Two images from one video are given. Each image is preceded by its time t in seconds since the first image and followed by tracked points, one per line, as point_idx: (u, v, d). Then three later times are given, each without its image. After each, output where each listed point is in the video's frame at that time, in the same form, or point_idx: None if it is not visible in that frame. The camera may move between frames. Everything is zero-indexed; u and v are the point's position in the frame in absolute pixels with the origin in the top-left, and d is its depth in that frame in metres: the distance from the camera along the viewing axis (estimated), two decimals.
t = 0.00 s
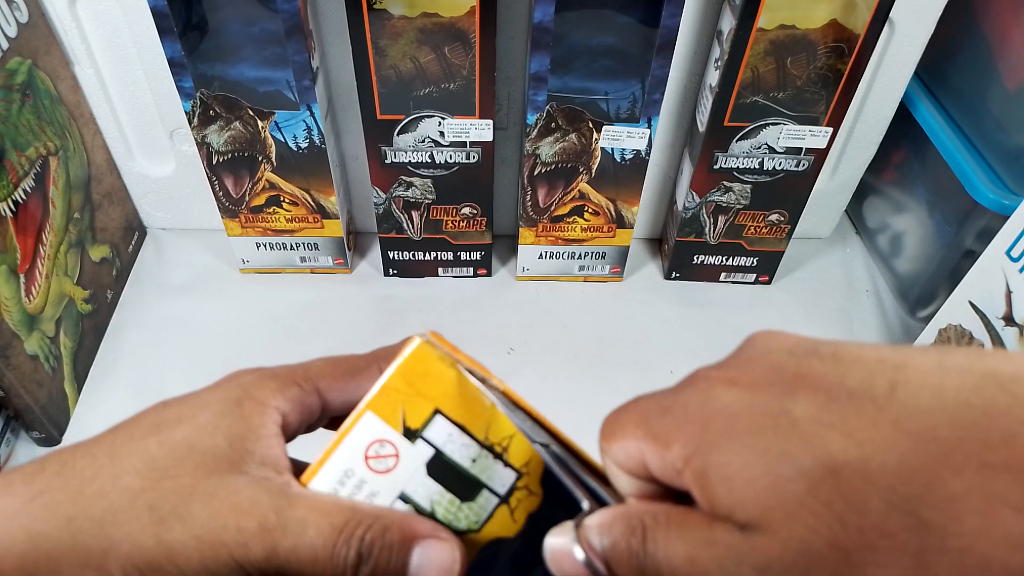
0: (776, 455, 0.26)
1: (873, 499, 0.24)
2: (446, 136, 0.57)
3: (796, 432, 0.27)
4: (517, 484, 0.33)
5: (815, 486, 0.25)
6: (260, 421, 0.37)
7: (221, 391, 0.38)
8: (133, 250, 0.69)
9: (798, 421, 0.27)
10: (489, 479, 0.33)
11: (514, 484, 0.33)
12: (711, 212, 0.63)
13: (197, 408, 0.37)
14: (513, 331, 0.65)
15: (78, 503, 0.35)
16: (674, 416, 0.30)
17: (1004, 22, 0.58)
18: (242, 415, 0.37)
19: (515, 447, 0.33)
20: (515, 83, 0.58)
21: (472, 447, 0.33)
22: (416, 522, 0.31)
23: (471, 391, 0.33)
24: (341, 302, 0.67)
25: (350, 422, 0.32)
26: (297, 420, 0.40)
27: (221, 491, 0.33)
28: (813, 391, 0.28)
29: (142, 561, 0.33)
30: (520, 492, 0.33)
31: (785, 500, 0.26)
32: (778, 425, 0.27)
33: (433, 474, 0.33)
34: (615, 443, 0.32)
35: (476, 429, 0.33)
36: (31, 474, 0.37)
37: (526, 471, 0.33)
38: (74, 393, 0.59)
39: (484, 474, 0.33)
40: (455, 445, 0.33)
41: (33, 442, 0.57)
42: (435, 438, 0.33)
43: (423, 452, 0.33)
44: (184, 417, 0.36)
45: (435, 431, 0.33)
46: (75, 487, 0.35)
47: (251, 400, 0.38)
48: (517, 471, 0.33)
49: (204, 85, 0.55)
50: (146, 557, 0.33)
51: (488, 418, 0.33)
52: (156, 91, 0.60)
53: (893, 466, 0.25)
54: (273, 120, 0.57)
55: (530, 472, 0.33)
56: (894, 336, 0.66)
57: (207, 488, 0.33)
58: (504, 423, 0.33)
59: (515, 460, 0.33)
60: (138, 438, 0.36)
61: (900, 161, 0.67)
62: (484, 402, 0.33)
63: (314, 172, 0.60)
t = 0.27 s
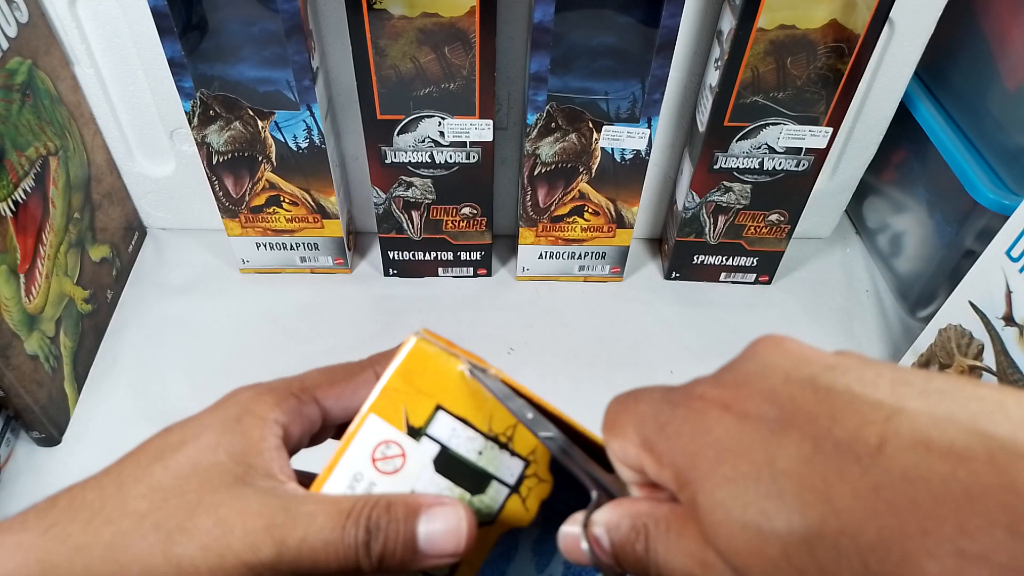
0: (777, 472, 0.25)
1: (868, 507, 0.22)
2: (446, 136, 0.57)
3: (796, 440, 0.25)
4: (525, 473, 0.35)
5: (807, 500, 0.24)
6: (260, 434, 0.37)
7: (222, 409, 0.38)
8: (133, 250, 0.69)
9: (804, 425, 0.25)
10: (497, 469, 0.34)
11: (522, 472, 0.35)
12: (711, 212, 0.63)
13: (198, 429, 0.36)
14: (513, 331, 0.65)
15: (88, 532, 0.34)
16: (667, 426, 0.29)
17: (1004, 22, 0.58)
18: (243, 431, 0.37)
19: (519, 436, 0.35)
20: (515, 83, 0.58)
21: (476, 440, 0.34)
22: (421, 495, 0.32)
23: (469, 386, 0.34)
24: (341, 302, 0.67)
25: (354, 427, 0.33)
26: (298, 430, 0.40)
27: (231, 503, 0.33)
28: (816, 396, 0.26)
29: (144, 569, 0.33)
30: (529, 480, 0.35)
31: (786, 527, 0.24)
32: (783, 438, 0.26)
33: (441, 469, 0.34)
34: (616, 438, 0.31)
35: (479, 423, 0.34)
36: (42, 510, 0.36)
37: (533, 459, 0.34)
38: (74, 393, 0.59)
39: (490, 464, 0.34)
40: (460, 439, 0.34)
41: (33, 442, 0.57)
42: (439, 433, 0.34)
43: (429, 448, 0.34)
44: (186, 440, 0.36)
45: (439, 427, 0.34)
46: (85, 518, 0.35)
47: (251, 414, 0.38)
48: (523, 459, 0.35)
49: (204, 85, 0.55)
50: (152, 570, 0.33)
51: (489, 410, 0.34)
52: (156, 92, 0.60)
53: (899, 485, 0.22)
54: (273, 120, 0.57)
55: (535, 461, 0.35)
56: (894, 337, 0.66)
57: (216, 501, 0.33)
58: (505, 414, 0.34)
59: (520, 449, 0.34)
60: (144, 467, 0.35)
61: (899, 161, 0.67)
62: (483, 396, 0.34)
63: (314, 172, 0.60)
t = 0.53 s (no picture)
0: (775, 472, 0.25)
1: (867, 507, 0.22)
2: (446, 136, 0.57)
3: (821, 464, 0.26)
4: (523, 500, 0.33)
5: (838, 522, 0.24)
6: (256, 438, 0.37)
7: (215, 409, 0.37)
8: (133, 250, 0.69)
9: (824, 448, 0.26)
10: (495, 495, 0.33)
11: (520, 500, 0.33)
12: (711, 212, 0.63)
13: (191, 429, 0.36)
14: (513, 331, 0.65)
15: (78, 530, 0.34)
16: (684, 445, 0.30)
17: (1004, 22, 0.58)
18: (238, 434, 0.37)
19: (520, 464, 0.34)
20: (515, 83, 0.58)
21: (477, 465, 0.33)
22: (416, 518, 0.31)
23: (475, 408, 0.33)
24: (341, 302, 0.67)
25: (354, 442, 0.33)
26: (291, 431, 0.40)
27: (224, 508, 0.33)
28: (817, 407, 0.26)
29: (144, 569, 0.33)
30: (527, 509, 0.33)
31: (811, 536, 0.25)
32: (801, 453, 0.26)
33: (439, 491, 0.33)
34: (628, 454, 0.31)
35: (481, 448, 0.33)
36: (31, 506, 0.36)
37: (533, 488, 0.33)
38: (74, 393, 0.59)
39: (489, 490, 0.33)
40: (460, 463, 0.33)
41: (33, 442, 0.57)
42: (441, 456, 0.33)
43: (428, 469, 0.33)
44: (179, 439, 0.36)
45: (441, 450, 0.33)
46: (75, 515, 0.35)
47: (246, 417, 0.38)
48: (523, 486, 0.33)
49: (204, 85, 0.55)
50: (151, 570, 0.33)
51: (493, 435, 0.33)
52: (156, 91, 0.60)
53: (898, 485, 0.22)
54: (273, 120, 0.57)
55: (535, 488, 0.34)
56: (894, 336, 0.66)
57: (212, 505, 0.33)
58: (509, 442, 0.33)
59: (520, 476, 0.33)
60: (135, 465, 0.35)
61: (899, 161, 0.67)
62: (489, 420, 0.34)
63: (314, 172, 0.60)
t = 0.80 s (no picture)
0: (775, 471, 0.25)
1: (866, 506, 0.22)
2: (446, 136, 0.57)
3: (847, 466, 0.24)
4: (517, 518, 0.32)
5: (865, 533, 0.23)
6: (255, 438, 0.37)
7: (208, 428, 0.37)
8: (133, 250, 0.69)
9: (853, 448, 0.24)
10: (489, 513, 0.32)
11: (514, 518, 0.32)
12: (711, 212, 0.63)
13: (185, 446, 0.36)
14: (513, 331, 0.65)
15: (71, 551, 0.34)
16: (703, 450, 0.28)
17: (1003, 21, 0.58)
18: (231, 453, 0.36)
19: (514, 480, 0.32)
20: (515, 83, 0.58)
21: (470, 483, 0.32)
22: (408, 534, 0.30)
23: (467, 426, 0.32)
24: (341, 302, 0.67)
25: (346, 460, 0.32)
26: (285, 449, 0.39)
27: (215, 528, 0.32)
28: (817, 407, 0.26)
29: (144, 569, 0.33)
30: (520, 526, 0.32)
31: (841, 537, 0.23)
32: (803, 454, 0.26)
33: (432, 511, 0.32)
34: (646, 461, 0.31)
35: (474, 465, 0.32)
36: (25, 528, 0.36)
37: (525, 504, 0.32)
38: (74, 393, 0.59)
39: (483, 507, 0.32)
40: (453, 481, 0.32)
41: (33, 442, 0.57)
42: (433, 474, 0.32)
43: (421, 488, 0.32)
44: (173, 459, 0.35)
45: (433, 468, 0.32)
46: (66, 538, 0.34)
47: (239, 435, 0.37)
48: (517, 504, 0.32)
49: (204, 85, 0.55)
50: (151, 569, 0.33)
51: (486, 453, 0.32)
52: (156, 92, 0.60)
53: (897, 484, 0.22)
54: (273, 120, 0.57)
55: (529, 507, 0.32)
56: (893, 336, 0.66)
57: (203, 524, 0.33)
58: (502, 456, 0.32)
59: (514, 493, 0.32)
60: (128, 485, 0.35)
61: (899, 161, 0.67)
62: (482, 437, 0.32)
63: (314, 172, 0.60)
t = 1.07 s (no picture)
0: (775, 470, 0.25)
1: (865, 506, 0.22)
2: (446, 136, 0.57)
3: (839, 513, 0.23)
4: (519, 518, 0.32)
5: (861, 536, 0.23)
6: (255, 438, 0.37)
7: (208, 428, 0.37)
8: (133, 250, 0.69)
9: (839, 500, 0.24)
10: (491, 514, 0.32)
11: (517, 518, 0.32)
12: (711, 212, 0.63)
13: (186, 447, 0.36)
14: (513, 331, 0.65)
15: (69, 553, 0.34)
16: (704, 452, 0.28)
17: (1003, 21, 0.58)
18: (231, 454, 0.36)
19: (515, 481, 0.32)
20: (515, 83, 0.58)
21: (471, 483, 0.32)
22: (408, 534, 0.30)
23: (468, 427, 0.32)
24: (341, 302, 0.67)
25: (347, 461, 0.32)
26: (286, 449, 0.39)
27: (215, 528, 0.32)
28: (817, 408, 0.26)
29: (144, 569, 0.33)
30: (523, 526, 0.32)
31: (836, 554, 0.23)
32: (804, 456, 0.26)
33: (433, 512, 0.32)
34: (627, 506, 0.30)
35: (476, 465, 0.32)
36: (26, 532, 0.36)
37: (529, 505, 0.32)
38: (74, 393, 0.59)
39: (485, 508, 0.32)
40: (454, 481, 0.32)
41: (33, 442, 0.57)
42: (434, 475, 0.32)
43: (422, 489, 0.32)
44: (172, 460, 0.35)
45: (434, 469, 0.32)
46: (65, 539, 0.34)
47: (240, 436, 0.37)
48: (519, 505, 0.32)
49: (204, 85, 0.55)
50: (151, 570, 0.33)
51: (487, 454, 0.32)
52: (156, 91, 0.60)
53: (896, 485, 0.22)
54: (273, 120, 0.57)
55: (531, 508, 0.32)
56: (893, 336, 0.66)
57: (202, 525, 0.33)
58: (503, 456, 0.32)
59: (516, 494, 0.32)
60: (128, 486, 0.35)
61: (899, 161, 0.67)
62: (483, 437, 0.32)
63: (314, 172, 0.60)
